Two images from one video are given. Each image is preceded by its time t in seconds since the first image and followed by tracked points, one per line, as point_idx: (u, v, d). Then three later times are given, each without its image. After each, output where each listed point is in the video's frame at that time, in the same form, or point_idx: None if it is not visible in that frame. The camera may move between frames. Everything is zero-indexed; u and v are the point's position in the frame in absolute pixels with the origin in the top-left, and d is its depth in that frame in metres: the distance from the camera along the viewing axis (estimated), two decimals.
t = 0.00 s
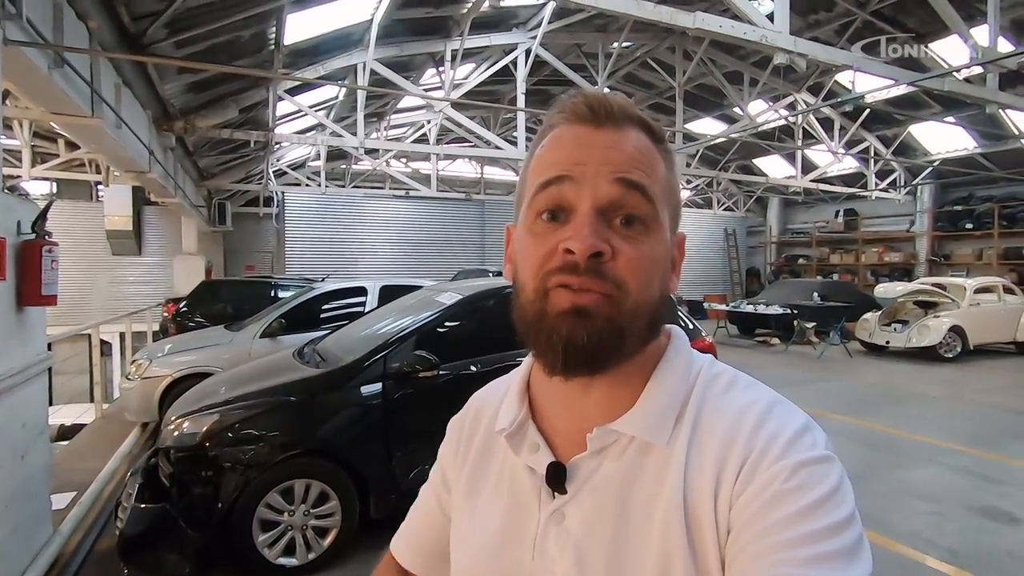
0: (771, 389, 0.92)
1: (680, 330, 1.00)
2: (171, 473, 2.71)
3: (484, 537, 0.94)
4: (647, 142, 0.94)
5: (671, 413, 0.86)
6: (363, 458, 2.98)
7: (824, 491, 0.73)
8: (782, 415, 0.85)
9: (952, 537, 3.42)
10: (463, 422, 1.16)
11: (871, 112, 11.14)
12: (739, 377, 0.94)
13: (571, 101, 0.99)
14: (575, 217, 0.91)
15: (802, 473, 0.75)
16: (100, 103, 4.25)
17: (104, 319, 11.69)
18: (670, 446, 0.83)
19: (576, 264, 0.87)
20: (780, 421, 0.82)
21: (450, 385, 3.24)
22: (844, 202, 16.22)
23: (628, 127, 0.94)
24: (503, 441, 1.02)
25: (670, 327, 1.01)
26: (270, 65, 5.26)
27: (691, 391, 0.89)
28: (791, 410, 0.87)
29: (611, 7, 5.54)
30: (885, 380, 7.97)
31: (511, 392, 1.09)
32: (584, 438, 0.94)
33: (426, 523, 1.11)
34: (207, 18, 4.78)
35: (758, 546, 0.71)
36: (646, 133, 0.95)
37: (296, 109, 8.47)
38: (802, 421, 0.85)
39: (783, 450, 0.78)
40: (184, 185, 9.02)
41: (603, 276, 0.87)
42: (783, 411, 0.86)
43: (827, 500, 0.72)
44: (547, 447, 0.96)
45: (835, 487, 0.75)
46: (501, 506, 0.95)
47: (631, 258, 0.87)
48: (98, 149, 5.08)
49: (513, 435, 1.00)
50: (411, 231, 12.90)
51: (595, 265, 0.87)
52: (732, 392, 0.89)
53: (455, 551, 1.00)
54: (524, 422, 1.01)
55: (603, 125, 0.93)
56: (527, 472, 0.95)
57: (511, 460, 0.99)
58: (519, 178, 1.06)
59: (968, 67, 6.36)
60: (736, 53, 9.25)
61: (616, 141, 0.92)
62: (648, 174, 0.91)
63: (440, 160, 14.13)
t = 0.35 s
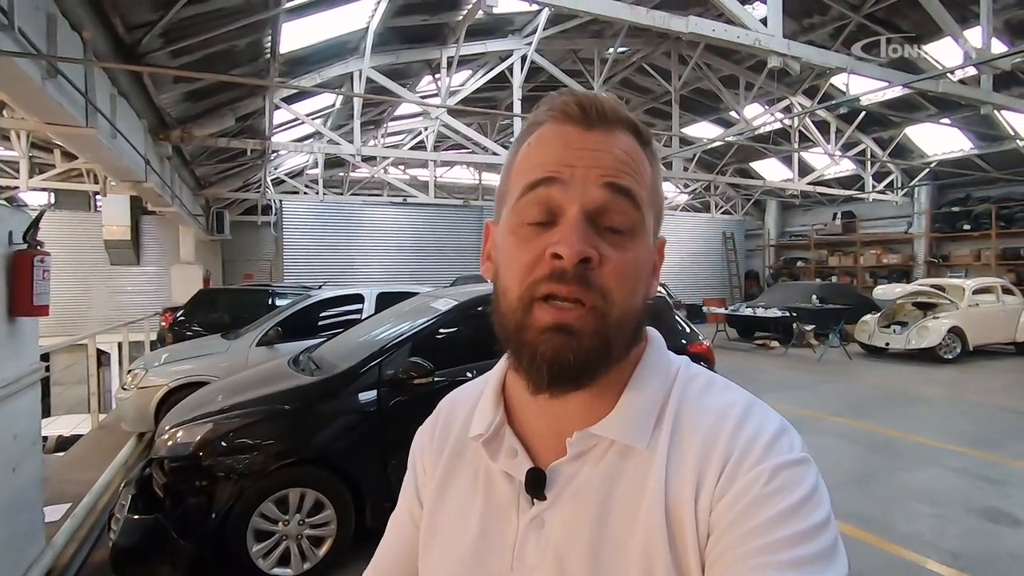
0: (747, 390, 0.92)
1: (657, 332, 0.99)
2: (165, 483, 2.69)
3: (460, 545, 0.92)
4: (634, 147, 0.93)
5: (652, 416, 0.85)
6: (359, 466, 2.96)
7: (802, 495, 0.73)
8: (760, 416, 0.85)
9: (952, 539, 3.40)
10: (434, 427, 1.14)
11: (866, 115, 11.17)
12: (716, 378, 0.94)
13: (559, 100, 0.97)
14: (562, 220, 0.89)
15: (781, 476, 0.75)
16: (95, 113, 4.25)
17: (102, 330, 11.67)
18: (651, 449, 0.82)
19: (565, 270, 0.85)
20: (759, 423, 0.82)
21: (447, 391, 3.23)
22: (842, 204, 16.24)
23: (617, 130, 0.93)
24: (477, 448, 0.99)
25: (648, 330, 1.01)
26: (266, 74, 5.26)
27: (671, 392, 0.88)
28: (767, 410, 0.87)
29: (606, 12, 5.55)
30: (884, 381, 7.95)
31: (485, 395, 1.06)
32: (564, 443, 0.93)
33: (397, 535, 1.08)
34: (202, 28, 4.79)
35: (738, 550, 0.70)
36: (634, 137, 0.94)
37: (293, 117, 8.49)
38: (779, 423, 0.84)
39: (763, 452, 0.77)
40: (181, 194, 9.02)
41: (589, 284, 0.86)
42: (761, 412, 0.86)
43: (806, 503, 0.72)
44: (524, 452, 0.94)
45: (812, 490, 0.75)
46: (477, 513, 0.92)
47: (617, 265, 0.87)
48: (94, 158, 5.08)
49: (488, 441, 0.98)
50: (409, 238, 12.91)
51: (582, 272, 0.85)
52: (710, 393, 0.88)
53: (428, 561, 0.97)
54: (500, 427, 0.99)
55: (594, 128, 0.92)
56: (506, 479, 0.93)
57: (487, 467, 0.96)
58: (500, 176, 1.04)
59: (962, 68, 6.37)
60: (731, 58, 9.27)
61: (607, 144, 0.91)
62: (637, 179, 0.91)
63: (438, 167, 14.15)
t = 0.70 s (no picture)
0: (750, 382, 0.92)
1: (655, 324, 0.99)
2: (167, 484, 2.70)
3: (461, 546, 0.92)
4: (626, 136, 0.92)
5: (654, 412, 0.84)
6: (360, 467, 2.96)
7: (809, 488, 0.73)
8: (764, 409, 0.84)
9: (954, 538, 3.40)
10: (429, 424, 1.13)
11: (869, 114, 11.14)
12: (718, 369, 0.94)
13: (545, 91, 0.96)
14: (553, 218, 0.89)
15: (787, 469, 0.74)
16: (97, 116, 4.27)
17: (105, 332, 11.71)
18: (653, 445, 0.82)
19: (558, 271, 0.85)
20: (763, 416, 0.82)
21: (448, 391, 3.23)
22: (844, 203, 16.21)
23: (606, 120, 0.92)
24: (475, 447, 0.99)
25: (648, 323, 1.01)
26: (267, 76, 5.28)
27: (672, 387, 0.88)
28: (772, 402, 0.87)
29: (606, 13, 5.55)
30: (886, 381, 7.94)
31: (481, 394, 1.06)
32: (565, 442, 0.93)
33: (396, 523, 1.09)
34: (203, 31, 4.80)
35: (745, 545, 0.70)
36: (624, 125, 0.93)
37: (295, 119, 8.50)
38: (783, 414, 0.84)
39: (769, 446, 0.77)
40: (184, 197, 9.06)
41: (583, 284, 0.86)
42: (765, 404, 0.86)
43: (812, 496, 0.72)
44: (524, 451, 0.94)
45: (819, 482, 0.75)
46: (478, 515, 0.92)
47: (611, 262, 0.87)
48: (96, 161, 5.10)
49: (485, 443, 0.97)
50: (411, 239, 12.94)
51: (577, 271, 0.85)
52: (712, 387, 0.88)
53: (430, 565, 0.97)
54: (497, 427, 0.98)
55: (584, 119, 0.92)
56: (506, 479, 0.93)
57: (486, 466, 0.96)
58: (488, 173, 1.04)
59: (964, 67, 6.35)
60: (732, 57, 9.26)
61: (597, 135, 0.90)
62: (628, 170, 0.91)
63: (440, 169, 14.17)
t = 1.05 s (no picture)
0: (766, 377, 0.93)
1: (674, 323, 1.02)
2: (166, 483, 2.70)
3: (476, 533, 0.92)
4: (602, 129, 0.92)
5: (670, 404, 0.86)
6: (360, 467, 2.97)
7: (826, 480, 0.74)
8: (781, 402, 0.86)
9: (952, 541, 3.41)
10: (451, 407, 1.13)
11: (867, 119, 11.19)
12: (736, 364, 0.96)
13: (518, 97, 0.97)
14: (532, 223, 0.90)
15: (804, 460, 0.76)
16: (98, 116, 4.28)
17: (103, 333, 11.69)
18: (669, 436, 0.83)
19: (536, 275, 0.87)
20: (780, 409, 0.84)
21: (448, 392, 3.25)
22: (842, 208, 16.26)
23: (579, 118, 0.92)
24: (500, 426, 1.01)
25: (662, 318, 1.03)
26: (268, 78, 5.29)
27: (686, 381, 0.90)
28: (788, 397, 0.89)
29: (606, 17, 5.57)
30: (884, 385, 7.96)
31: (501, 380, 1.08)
32: (582, 432, 0.94)
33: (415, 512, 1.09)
34: (204, 32, 4.81)
35: (763, 535, 0.71)
36: (599, 119, 0.92)
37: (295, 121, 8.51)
38: (800, 408, 0.86)
39: (785, 439, 0.79)
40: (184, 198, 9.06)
41: (565, 285, 0.87)
42: (781, 398, 0.87)
43: (829, 487, 0.73)
44: (546, 437, 0.95)
45: (836, 474, 0.76)
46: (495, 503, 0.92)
47: (592, 258, 0.87)
48: (97, 162, 5.11)
49: (512, 420, 0.99)
50: (411, 242, 12.96)
51: (556, 273, 0.86)
52: (727, 381, 0.90)
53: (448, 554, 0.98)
54: (521, 412, 0.99)
55: (554, 123, 0.92)
56: (527, 464, 0.93)
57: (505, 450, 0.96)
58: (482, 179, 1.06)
59: (962, 73, 6.38)
60: (732, 62, 9.30)
61: (568, 136, 0.90)
62: (604, 165, 0.90)
63: (440, 172, 14.20)
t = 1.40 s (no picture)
0: (772, 390, 0.92)
1: (677, 328, 0.99)
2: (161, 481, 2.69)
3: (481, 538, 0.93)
4: (637, 137, 0.92)
5: (674, 416, 0.85)
6: (356, 467, 2.96)
7: (833, 499, 0.73)
8: (787, 415, 0.85)
9: (944, 546, 3.42)
10: (454, 416, 1.12)
11: (865, 123, 11.22)
12: (739, 375, 0.95)
13: (559, 95, 0.98)
14: (562, 217, 0.91)
15: (811, 476, 0.75)
16: (96, 110, 4.26)
17: (98, 328, 11.64)
18: (672, 448, 0.83)
19: (562, 267, 0.87)
20: (785, 423, 0.83)
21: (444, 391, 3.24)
22: (839, 212, 16.32)
23: (616, 123, 0.92)
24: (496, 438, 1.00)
25: (667, 326, 1.02)
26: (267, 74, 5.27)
27: (692, 390, 0.89)
28: (793, 411, 0.88)
29: (607, 17, 5.57)
30: (878, 388, 8.00)
31: (506, 389, 1.06)
32: (586, 443, 0.93)
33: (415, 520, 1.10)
34: (203, 27, 4.78)
35: (767, 553, 0.71)
36: (636, 127, 0.93)
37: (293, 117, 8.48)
38: (806, 422, 0.85)
39: (791, 454, 0.77)
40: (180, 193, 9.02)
41: (590, 281, 0.87)
42: (786, 412, 0.86)
43: (836, 505, 0.72)
44: (546, 448, 0.95)
45: (843, 492, 0.75)
46: (497, 508, 0.93)
47: (617, 260, 0.87)
48: (94, 156, 5.08)
49: (511, 433, 0.98)
50: (408, 240, 12.94)
51: (582, 268, 0.87)
52: (734, 392, 0.89)
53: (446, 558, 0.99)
54: (522, 422, 0.99)
55: (593, 124, 0.92)
56: (526, 475, 0.93)
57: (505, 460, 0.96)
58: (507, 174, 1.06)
59: (961, 79, 6.39)
60: (731, 65, 9.31)
61: (602, 138, 0.91)
62: (639, 172, 0.91)
63: (438, 170, 14.18)
